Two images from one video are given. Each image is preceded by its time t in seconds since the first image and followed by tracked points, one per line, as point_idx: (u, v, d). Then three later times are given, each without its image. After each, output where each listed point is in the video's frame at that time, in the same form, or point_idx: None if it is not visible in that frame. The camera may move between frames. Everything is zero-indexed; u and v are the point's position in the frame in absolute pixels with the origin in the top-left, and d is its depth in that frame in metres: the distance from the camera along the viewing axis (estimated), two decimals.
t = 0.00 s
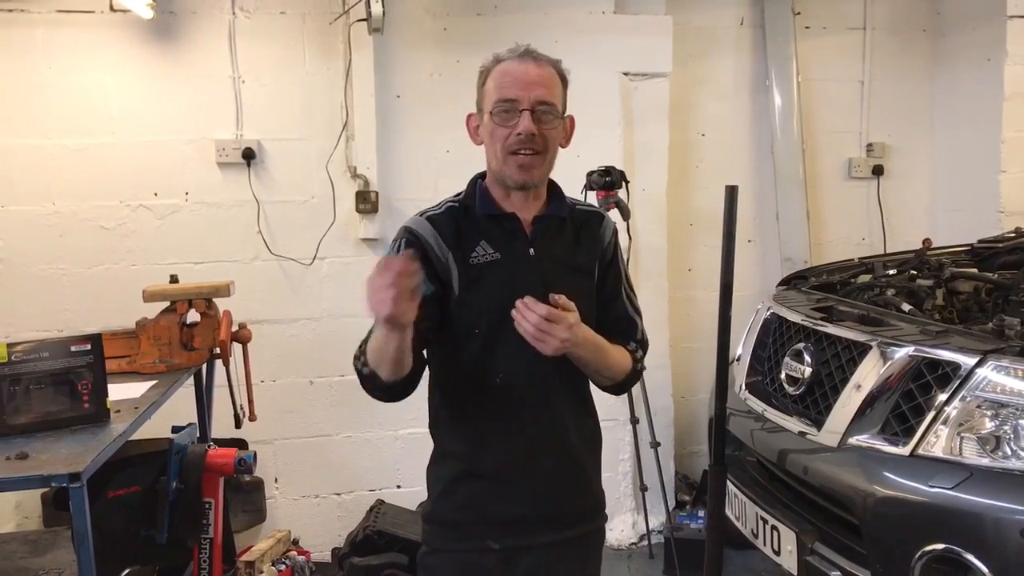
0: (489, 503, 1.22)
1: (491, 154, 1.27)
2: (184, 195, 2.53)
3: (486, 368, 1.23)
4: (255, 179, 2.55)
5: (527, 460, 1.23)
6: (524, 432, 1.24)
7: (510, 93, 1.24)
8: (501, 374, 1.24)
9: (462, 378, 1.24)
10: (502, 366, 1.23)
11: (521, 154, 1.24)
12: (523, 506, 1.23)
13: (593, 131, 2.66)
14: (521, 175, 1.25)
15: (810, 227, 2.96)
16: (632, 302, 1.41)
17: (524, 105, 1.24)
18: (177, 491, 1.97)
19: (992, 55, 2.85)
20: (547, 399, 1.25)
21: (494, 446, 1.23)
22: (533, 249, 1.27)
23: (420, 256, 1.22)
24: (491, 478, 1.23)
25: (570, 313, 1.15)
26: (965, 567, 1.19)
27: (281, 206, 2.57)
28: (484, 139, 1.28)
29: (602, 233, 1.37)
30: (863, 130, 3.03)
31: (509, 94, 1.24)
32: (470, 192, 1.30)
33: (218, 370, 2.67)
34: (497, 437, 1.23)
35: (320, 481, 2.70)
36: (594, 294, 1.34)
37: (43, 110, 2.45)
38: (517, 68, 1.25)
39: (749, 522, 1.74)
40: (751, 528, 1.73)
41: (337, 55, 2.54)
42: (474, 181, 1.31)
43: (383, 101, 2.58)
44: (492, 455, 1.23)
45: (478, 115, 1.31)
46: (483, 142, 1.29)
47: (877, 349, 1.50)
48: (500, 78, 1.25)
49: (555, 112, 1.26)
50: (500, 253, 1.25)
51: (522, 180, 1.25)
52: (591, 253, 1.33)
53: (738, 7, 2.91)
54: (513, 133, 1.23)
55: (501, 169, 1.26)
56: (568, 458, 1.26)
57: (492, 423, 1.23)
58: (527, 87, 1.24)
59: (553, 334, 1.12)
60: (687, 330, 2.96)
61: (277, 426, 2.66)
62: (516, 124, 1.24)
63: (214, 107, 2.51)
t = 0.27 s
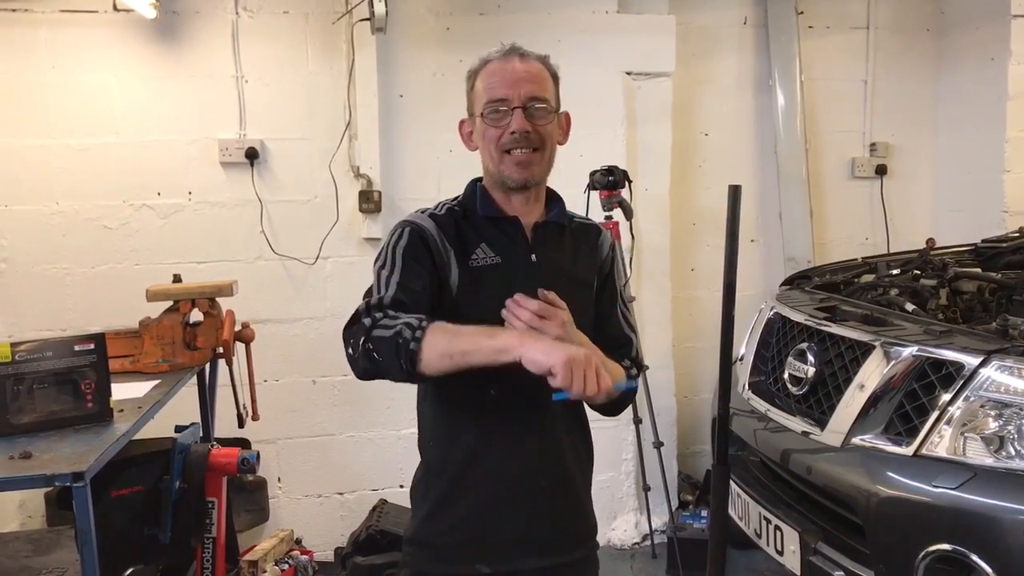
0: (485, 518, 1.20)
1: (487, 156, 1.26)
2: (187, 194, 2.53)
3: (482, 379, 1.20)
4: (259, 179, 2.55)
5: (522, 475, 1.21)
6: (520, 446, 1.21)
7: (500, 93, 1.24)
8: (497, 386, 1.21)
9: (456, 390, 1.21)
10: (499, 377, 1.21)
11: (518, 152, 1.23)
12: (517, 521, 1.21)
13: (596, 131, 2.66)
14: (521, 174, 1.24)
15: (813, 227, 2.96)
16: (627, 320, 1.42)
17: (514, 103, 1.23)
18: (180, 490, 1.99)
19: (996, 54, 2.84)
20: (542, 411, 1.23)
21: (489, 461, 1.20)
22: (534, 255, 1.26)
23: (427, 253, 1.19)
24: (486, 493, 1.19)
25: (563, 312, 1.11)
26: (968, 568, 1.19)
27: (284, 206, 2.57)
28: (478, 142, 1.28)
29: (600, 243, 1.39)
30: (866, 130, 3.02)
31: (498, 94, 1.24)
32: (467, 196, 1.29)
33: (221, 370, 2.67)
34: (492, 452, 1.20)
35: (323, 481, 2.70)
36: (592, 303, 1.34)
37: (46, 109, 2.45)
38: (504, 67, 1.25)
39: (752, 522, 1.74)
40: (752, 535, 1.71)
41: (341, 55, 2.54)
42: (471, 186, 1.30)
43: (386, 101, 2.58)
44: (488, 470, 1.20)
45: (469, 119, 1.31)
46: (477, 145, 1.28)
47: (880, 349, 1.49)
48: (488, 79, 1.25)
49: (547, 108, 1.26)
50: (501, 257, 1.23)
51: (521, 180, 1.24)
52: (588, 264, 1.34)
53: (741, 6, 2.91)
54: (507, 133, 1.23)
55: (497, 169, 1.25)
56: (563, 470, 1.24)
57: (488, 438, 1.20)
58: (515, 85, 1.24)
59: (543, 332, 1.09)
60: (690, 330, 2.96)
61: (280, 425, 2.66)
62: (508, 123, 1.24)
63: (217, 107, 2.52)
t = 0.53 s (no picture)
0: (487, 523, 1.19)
1: (491, 151, 1.26)
2: (189, 193, 2.53)
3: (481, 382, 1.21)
4: (260, 179, 2.55)
5: (525, 478, 1.20)
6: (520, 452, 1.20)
7: (507, 88, 1.24)
8: (497, 391, 1.21)
9: (456, 396, 1.21)
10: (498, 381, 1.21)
11: (522, 148, 1.23)
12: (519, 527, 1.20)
13: (598, 130, 2.66)
14: (524, 170, 1.23)
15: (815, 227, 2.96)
16: (633, 321, 1.39)
17: (521, 98, 1.23)
18: (182, 489, 1.98)
19: (999, 54, 2.84)
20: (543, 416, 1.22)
21: (489, 466, 1.20)
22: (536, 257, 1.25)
23: (420, 254, 1.19)
24: (486, 498, 1.19)
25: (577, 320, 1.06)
26: (972, 568, 1.19)
27: (286, 205, 2.57)
28: (483, 137, 1.27)
29: (605, 245, 1.36)
30: (868, 129, 3.02)
31: (506, 89, 1.24)
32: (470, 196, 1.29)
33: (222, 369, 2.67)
34: (492, 457, 1.20)
35: (324, 480, 2.70)
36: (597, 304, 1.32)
37: (47, 109, 2.45)
38: (513, 62, 1.25)
39: (754, 522, 1.74)
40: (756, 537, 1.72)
41: (342, 54, 2.54)
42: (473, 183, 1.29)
43: (388, 100, 2.58)
44: (488, 476, 1.20)
45: (475, 115, 1.30)
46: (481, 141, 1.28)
47: (882, 349, 1.49)
48: (496, 73, 1.25)
49: (555, 105, 1.25)
50: (503, 260, 1.23)
51: (525, 176, 1.23)
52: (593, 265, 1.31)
53: (743, 6, 2.90)
54: (513, 127, 1.22)
55: (500, 165, 1.25)
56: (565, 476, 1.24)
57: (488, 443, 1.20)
58: (523, 79, 1.24)
59: (558, 343, 1.04)
60: (692, 330, 2.96)
61: (281, 425, 2.66)
62: (514, 118, 1.23)
63: (219, 106, 2.52)
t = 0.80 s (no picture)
0: (487, 524, 1.20)
1: (500, 149, 1.26)
2: (189, 193, 2.53)
3: (485, 383, 1.22)
4: (261, 179, 2.55)
5: (527, 478, 1.21)
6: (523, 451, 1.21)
7: (520, 87, 1.24)
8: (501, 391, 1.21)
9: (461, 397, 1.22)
10: (503, 382, 1.21)
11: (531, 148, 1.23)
12: (520, 528, 1.21)
13: (599, 130, 2.66)
14: (532, 170, 1.23)
15: (815, 227, 2.96)
16: (643, 321, 1.38)
17: (534, 98, 1.23)
18: (183, 489, 1.98)
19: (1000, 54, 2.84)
20: (548, 416, 1.22)
21: (494, 467, 1.21)
22: (541, 259, 1.25)
23: (419, 265, 1.21)
24: (489, 498, 1.20)
25: (572, 322, 1.11)
26: (972, 569, 1.19)
27: (287, 204, 2.57)
28: (493, 135, 1.27)
29: (615, 245, 1.35)
30: (869, 129, 3.02)
31: (518, 87, 1.24)
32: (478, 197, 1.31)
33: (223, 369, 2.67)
34: (497, 457, 1.21)
35: (325, 480, 2.70)
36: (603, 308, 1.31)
37: (48, 109, 2.45)
38: (528, 61, 1.25)
39: (755, 522, 1.74)
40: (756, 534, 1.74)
41: (343, 54, 2.54)
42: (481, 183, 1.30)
43: (389, 99, 2.58)
44: (493, 477, 1.21)
45: (486, 112, 1.31)
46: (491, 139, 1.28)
47: (883, 349, 1.49)
48: (510, 71, 1.25)
49: (567, 105, 1.25)
50: (507, 263, 1.24)
51: (533, 176, 1.24)
52: (601, 266, 1.31)
53: (744, 6, 2.90)
54: (523, 126, 1.22)
55: (509, 164, 1.25)
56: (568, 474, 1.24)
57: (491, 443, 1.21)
58: (536, 79, 1.24)
59: (551, 346, 1.07)
60: (693, 330, 2.96)
61: (282, 424, 2.66)
62: (525, 117, 1.23)
63: (220, 106, 2.51)
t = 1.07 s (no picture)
0: (486, 524, 1.20)
1: (504, 150, 1.26)
2: (189, 194, 2.53)
3: (487, 379, 1.22)
4: (261, 179, 2.55)
5: (526, 476, 1.21)
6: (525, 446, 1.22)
7: (526, 89, 1.24)
8: (503, 386, 1.22)
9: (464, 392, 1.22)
10: (504, 377, 1.22)
11: (535, 150, 1.23)
12: (520, 526, 1.21)
13: (599, 131, 2.66)
14: (534, 172, 1.24)
15: (815, 227, 2.96)
16: (647, 313, 1.37)
17: (539, 101, 1.23)
18: (182, 490, 1.96)
19: (1000, 54, 2.84)
20: (550, 410, 1.23)
21: (495, 461, 1.22)
22: (541, 255, 1.26)
23: (420, 268, 1.22)
24: (490, 495, 1.21)
25: (566, 309, 1.11)
26: (972, 569, 1.19)
27: (287, 204, 2.57)
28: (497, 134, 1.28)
29: (615, 238, 1.35)
30: (868, 129, 3.02)
31: (525, 88, 1.24)
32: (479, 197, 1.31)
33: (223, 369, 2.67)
34: (499, 451, 1.22)
35: (325, 481, 2.70)
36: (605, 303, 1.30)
37: (48, 109, 2.45)
38: (536, 64, 1.25)
39: (754, 522, 1.74)
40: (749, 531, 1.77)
41: (343, 54, 2.53)
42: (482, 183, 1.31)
43: (388, 100, 2.58)
44: (493, 470, 1.21)
45: (492, 111, 1.31)
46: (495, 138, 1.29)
47: (883, 350, 1.49)
48: (518, 73, 1.25)
49: (573, 110, 1.25)
50: (507, 260, 1.24)
51: (534, 177, 1.24)
52: (601, 258, 1.31)
53: (744, 6, 2.90)
54: (527, 128, 1.23)
55: (512, 164, 1.25)
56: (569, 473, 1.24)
57: (494, 437, 1.22)
58: (543, 82, 1.24)
59: (545, 331, 1.08)
60: (693, 330, 2.96)
61: (282, 425, 2.65)
62: (531, 119, 1.23)
63: (219, 106, 2.51)
